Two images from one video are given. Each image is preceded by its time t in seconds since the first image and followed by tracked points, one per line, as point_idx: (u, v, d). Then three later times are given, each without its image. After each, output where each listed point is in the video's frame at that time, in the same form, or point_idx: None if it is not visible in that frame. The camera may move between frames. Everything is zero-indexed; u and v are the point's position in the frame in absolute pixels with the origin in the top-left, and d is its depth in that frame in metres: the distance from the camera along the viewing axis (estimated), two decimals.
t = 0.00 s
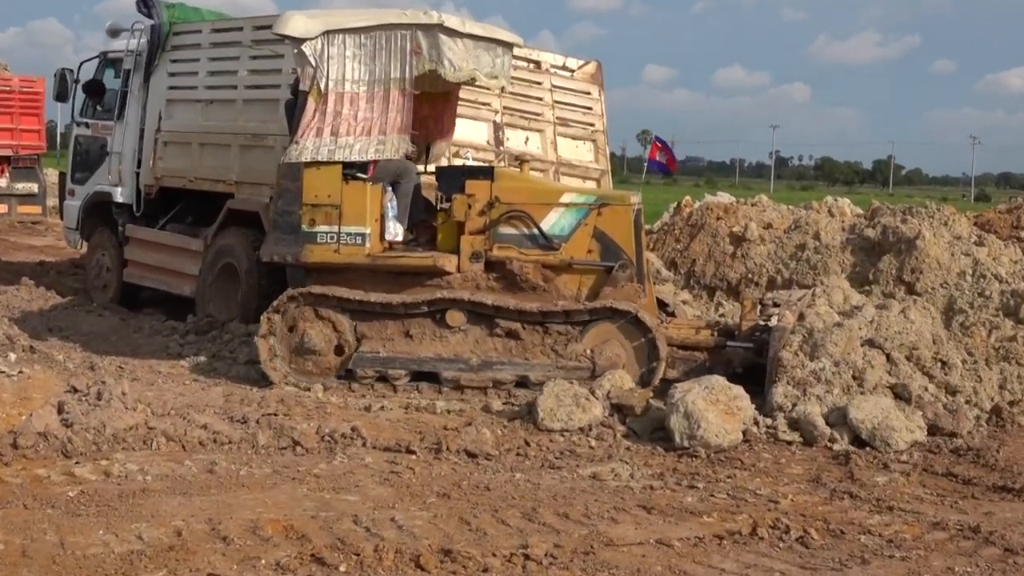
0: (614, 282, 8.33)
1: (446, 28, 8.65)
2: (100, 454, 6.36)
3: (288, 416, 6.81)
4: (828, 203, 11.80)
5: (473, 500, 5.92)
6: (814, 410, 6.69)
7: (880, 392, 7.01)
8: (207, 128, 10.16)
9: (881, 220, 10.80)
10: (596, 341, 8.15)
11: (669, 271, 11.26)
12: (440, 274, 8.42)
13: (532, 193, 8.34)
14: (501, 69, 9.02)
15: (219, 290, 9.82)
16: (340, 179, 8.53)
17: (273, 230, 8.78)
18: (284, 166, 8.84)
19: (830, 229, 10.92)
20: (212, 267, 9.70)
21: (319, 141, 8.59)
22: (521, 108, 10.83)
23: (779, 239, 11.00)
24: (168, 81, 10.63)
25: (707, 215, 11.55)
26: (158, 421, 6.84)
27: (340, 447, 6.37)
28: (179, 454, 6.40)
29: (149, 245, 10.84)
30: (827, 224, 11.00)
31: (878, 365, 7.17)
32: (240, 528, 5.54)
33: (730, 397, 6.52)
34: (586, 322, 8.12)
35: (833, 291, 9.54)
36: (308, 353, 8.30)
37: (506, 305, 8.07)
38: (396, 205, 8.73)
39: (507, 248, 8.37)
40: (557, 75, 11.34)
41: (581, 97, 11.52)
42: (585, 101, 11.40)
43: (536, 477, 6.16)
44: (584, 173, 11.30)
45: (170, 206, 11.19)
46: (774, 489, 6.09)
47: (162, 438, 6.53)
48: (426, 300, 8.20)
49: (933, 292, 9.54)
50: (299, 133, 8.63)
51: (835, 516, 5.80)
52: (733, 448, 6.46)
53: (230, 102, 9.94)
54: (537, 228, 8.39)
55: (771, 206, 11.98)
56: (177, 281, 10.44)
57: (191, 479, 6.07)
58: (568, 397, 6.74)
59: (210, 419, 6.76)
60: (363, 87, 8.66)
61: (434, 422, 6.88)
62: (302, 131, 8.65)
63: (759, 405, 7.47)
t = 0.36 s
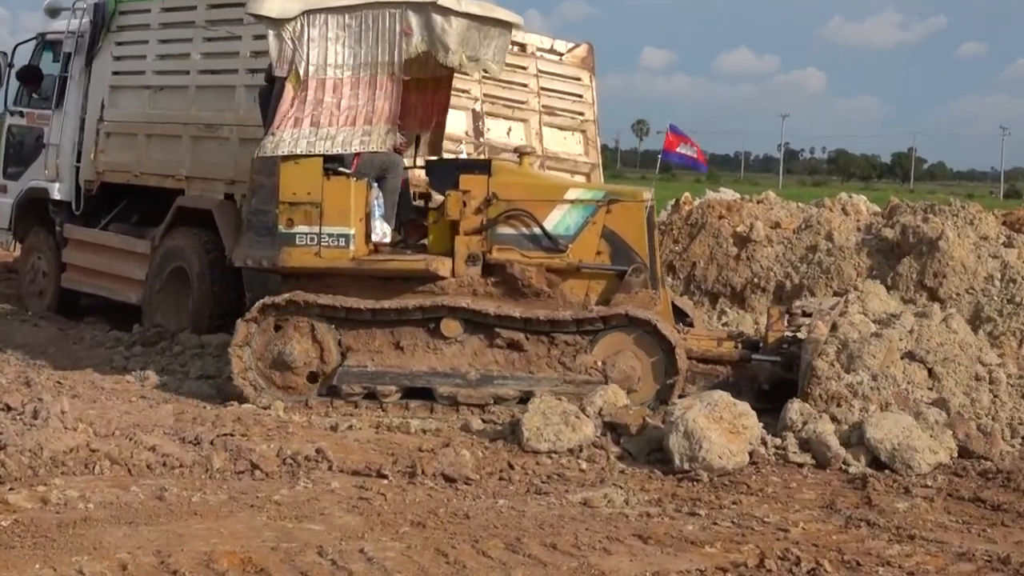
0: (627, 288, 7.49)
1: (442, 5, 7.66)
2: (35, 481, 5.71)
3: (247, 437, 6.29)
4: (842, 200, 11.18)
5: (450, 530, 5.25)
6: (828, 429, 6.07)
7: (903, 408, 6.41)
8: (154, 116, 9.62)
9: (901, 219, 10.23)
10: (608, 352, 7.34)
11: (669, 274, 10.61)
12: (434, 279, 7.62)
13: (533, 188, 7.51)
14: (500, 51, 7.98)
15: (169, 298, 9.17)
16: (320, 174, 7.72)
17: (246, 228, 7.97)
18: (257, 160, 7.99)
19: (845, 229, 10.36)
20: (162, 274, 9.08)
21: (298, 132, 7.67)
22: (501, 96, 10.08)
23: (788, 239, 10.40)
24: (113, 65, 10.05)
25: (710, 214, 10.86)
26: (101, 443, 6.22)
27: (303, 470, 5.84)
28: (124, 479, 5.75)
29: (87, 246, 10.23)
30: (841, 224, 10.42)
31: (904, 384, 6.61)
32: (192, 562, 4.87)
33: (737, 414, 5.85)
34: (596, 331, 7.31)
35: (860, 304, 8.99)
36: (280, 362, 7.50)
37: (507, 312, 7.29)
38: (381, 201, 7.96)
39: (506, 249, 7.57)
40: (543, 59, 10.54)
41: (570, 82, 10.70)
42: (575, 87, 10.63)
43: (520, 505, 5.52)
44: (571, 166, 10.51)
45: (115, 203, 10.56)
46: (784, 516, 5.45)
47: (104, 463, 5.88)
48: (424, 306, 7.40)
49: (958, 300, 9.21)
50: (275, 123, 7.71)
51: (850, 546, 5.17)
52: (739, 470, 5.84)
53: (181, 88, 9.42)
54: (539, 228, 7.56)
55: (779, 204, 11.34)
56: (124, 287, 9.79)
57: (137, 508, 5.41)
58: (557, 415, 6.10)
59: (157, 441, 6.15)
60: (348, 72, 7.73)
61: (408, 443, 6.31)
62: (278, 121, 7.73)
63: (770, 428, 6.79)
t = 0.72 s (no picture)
0: (642, 293, 6.85)
1: None
2: None
3: (189, 457, 5.76)
4: (851, 197, 10.59)
5: (415, 560, 4.71)
6: (830, 448, 5.56)
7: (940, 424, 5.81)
8: (93, 101, 9.06)
9: (915, 216, 9.68)
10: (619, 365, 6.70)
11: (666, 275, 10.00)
12: (428, 283, 6.93)
13: (539, 183, 6.87)
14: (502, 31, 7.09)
15: (106, 303, 8.64)
16: (302, 168, 6.99)
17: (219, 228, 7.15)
18: (232, 153, 7.18)
19: (853, 228, 9.83)
20: (98, 278, 8.56)
21: (278, 120, 6.98)
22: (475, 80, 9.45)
23: (790, 240, 9.86)
24: (44, 46, 9.53)
25: (706, 210, 10.25)
26: (26, 464, 5.72)
27: (252, 495, 5.31)
28: (52, 505, 5.20)
29: (15, 246, 9.63)
30: (850, 222, 9.89)
31: (946, 400, 5.93)
32: None
33: (730, 432, 5.34)
34: (607, 342, 6.65)
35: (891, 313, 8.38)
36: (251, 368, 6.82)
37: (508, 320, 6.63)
38: (370, 198, 7.21)
39: (508, 251, 6.91)
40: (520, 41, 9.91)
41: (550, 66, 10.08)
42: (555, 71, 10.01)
43: (491, 532, 4.99)
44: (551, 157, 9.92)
45: (47, 198, 9.98)
46: (783, 544, 4.93)
47: (30, 485, 5.33)
48: (425, 312, 6.72)
49: (977, 305, 8.82)
50: (254, 112, 7.04)
51: None
52: (732, 493, 5.32)
53: (120, 70, 8.84)
54: (545, 227, 6.90)
55: (782, 199, 10.76)
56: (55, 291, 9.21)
57: (64, 536, 4.85)
58: (533, 433, 5.57)
59: (90, 462, 5.63)
60: (334, 55, 7.03)
61: (369, 463, 5.78)
62: (257, 109, 7.05)
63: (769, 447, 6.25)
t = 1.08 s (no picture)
0: (641, 295, 6.72)
1: None
2: None
3: (147, 462, 5.67)
4: (823, 198, 10.54)
5: (377, 566, 4.61)
6: (801, 452, 5.48)
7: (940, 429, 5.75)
8: (45, 97, 8.95)
9: (888, 216, 9.62)
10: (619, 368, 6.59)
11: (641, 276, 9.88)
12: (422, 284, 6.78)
13: (535, 182, 6.75)
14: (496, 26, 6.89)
15: (62, 302, 8.53)
16: (291, 167, 6.86)
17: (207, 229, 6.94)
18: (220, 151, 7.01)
19: (825, 228, 9.74)
20: (53, 276, 8.45)
21: (267, 117, 6.82)
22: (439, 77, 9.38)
23: (761, 240, 9.77)
24: None
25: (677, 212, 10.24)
26: None
27: (212, 500, 5.22)
28: (7, 511, 5.08)
29: None
30: (821, 222, 9.80)
31: (954, 405, 5.87)
32: None
33: (699, 436, 5.27)
34: (608, 345, 6.55)
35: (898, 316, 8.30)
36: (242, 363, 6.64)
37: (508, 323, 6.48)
38: (362, 199, 7.09)
39: (504, 252, 6.77)
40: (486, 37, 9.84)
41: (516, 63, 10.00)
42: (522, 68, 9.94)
43: (455, 538, 4.90)
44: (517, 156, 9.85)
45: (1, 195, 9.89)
46: (751, 549, 4.84)
47: None
48: (424, 313, 6.57)
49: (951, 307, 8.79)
50: (241, 110, 6.85)
51: None
52: (700, 497, 5.24)
53: (74, 66, 8.72)
54: (541, 227, 6.77)
55: (753, 199, 10.69)
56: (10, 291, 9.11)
57: (17, 543, 4.72)
58: (499, 436, 5.48)
59: (46, 466, 5.53)
60: (323, 50, 6.84)
61: (331, 467, 5.71)
62: (245, 107, 6.87)
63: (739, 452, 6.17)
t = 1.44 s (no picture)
0: (641, 295, 6.66)
1: None
2: None
3: (105, 460, 5.67)
4: (783, 196, 10.49)
5: (336, 565, 4.60)
6: (760, 451, 5.47)
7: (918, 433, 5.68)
8: (4, 93, 8.95)
9: (847, 216, 9.56)
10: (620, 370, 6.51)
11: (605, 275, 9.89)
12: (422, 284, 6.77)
13: (537, 183, 6.73)
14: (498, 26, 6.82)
15: (19, 297, 8.61)
16: (291, 166, 6.79)
17: (206, 227, 6.92)
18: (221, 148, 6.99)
19: (785, 228, 9.70)
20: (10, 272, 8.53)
21: (268, 114, 6.81)
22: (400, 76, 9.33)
23: (722, 239, 9.76)
24: None
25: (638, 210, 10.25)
26: None
27: (169, 499, 5.21)
28: None
29: None
30: (781, 222, 9.77)
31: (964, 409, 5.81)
32: None
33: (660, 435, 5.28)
34: (608, 346, 6.47)
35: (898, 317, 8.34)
36: (252, 356, 6.60)
37: (507, 323, 6.42)
38: (364, 197, 7.05)
39: (506, 252, 6.75)
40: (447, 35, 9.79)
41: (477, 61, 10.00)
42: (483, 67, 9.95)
43: (413, 536, 4.90)
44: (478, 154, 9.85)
45: None
46: (710, 548, 4.85)
47: None
48: (429, 311, 6.51)
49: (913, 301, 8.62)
50: (242, 107, 6.85)
51: None
52: (660, 497, 5.24)
53: (33, 62, 8.71)
54: (542, 228, 6.75)
55: (714, 198, 10.68)
56: None
57: None
58: (459, 436, 5.48)
59: (3, 465, 5.51)
60: (325, 48, 6.87)
61: (290, 466, 5.71)
62: (247, 104, 6.86)
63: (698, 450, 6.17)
